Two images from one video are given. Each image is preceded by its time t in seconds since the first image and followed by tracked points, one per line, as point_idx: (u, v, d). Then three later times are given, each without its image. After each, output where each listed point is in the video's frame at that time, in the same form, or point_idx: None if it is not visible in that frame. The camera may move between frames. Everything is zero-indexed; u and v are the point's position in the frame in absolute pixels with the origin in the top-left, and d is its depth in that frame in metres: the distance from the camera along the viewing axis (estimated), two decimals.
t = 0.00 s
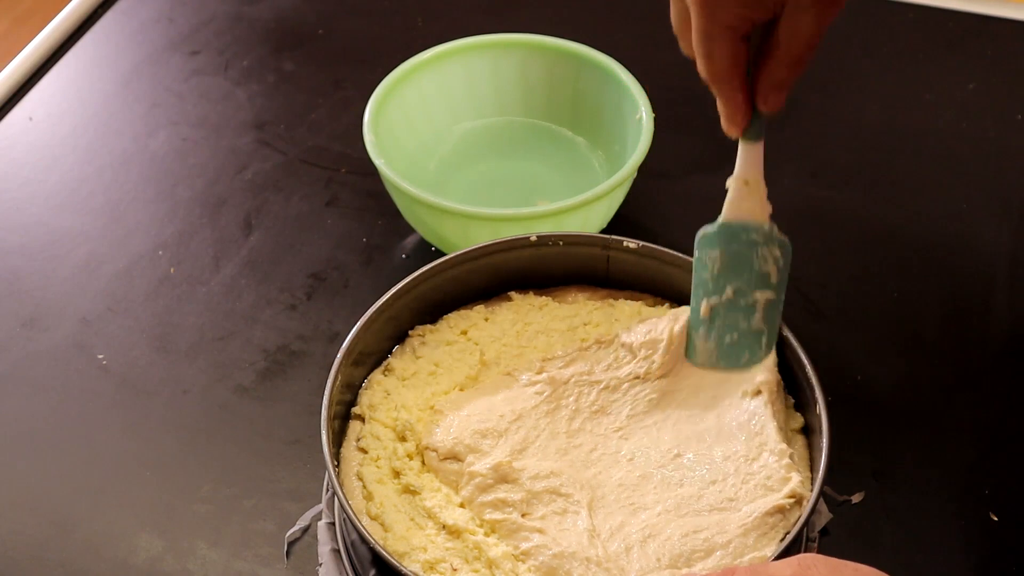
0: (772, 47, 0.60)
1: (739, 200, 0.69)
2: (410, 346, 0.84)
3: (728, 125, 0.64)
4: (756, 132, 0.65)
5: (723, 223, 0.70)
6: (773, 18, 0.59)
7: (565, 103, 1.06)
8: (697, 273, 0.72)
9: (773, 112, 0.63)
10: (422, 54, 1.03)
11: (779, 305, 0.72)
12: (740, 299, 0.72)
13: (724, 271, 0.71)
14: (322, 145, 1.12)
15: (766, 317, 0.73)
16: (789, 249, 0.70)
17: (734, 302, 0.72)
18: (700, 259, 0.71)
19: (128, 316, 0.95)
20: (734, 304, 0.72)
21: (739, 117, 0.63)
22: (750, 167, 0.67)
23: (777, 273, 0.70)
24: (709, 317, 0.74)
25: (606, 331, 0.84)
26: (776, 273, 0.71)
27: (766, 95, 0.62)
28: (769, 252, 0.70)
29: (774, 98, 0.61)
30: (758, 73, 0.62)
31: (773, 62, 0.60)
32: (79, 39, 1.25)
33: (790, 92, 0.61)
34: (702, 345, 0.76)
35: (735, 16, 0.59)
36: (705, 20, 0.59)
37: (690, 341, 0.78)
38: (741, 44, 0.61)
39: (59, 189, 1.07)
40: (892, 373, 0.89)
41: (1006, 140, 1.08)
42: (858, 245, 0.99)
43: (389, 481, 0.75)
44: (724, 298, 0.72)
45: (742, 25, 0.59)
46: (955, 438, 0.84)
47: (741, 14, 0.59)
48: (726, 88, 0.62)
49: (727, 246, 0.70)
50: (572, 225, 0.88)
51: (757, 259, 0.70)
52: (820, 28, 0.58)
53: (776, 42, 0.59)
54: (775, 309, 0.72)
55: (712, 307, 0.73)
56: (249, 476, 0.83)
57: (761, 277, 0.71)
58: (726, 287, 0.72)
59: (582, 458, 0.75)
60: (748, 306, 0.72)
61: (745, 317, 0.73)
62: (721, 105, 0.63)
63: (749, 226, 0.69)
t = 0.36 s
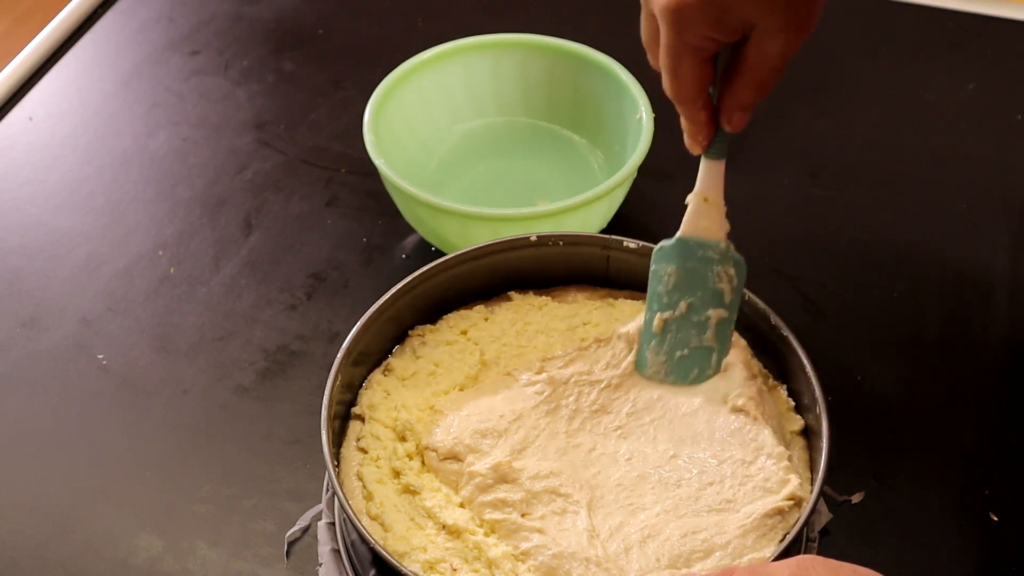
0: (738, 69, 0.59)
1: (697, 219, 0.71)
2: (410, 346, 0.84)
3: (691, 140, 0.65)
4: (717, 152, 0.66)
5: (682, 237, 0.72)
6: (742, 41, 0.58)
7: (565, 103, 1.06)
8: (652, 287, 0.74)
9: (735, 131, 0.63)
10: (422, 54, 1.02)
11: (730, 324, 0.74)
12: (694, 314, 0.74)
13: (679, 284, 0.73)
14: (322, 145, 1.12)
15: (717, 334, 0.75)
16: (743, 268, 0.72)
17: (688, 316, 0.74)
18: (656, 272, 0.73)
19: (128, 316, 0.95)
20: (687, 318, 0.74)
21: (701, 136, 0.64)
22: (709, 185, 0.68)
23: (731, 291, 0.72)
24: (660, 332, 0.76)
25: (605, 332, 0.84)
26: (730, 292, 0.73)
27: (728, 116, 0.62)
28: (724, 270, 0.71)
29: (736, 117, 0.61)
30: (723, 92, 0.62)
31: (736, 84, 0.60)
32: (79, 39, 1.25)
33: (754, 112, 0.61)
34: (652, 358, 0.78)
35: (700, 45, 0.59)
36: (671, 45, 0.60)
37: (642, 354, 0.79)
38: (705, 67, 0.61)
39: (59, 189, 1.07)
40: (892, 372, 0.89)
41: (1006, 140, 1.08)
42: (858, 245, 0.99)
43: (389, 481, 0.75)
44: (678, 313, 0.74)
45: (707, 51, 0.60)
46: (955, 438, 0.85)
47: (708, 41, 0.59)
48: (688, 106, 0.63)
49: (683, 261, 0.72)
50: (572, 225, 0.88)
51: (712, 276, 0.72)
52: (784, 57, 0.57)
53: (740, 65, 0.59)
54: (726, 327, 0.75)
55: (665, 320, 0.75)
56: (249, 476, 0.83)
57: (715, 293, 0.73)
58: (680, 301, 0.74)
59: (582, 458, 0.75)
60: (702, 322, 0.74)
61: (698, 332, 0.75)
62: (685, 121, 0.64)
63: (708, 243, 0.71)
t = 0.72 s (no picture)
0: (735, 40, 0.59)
1: (676, 198, 0.69)
2: (410, 346, 0.84)
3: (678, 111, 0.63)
4: (705, 128, 0.64)
5: (659, 215, 0.69)
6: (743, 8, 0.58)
7: (565, 103, 1.06)
8: (627, 266, 0.73)
9: (723, 107, 0.62)
10: (422, 54, 1.02)
11: (700, 310, 0.73)
12: (664, 299, 0.72)
13: (652, 267, 0.71)
14: (322, 145, 1.12)
15: (687, 318, 0.74)
16: (718, 252, 0.70)
17: (659, 300, 0.72)
18: (632, 251, 0.71)
19: (128, 316, 0.95)
20: (656, 303, 0.73)
21: (688, 109, 0.63)
22: (691, 164, 0.66)
23: (704, 276, 0.71)
24: (631, 314, 0.75)
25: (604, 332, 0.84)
26: (703, 278, 0.71)
27: (717, 89, 0.61)
28: (700, 254, 0.69)
29: (727, 91, 0.60)
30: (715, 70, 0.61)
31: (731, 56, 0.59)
32: (79, 39, 1.25)
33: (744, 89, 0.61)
34: (622, 339, 0.77)
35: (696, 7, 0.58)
36: None
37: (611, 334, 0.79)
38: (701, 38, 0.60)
39: (59, 189, 1.07)
40: (892, 372, 0.89)
41: (1006, 140, 1.08)
42: (858, 246, 0.99)
43: (389, 481, 0.75)
44: (649, 296, 0.72)
45: (705, 20, 0.59)
46: (955, 437, 0.85)
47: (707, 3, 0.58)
48: (680, 76, 0.61)
49: (658, 240, 0.70)
50: (572, 225, 0.88)
51: (687, 261, 0.70)
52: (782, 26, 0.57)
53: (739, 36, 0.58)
54: (695, 312, 0.73)
55: (636, 302, 0.73)
56: (249, 476, 0.83)
57: (686, 279, 0.71)
58: (652, 285, 0.72)
59: (582, 458, 0.75)
60: (671, 306, 0.72)
61: (667, 316, 0.74)
62: (674, 93, 0.63)
63: (687, 223, 0.69)
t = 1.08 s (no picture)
0: None
1: (647, 149, 0.65)
2: (410, 346, 0.84)
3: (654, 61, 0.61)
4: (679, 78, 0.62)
5: (628, 168, 0.65)
6: None
7: (565, 103, 1.06)
8: (590, 220, 0.68)
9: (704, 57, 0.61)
10: (422, 54, 1.02)
11: (664, 267, 0.68)
12: (629, 254, 0.67)
13: (617, 220, 0.66)
14: (322, 145, 1.12)
15: (652, 276, 0.68)
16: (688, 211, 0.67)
17: (622, 256, 0.67)
18: (596, 205, 0.67)
19: (128, 316, 0.95)
20: (620, 258, 0.67)
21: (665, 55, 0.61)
22: (665, 113, 0.64)
23: (671, 233, 0.67)
24: (592, 271, 0.69)
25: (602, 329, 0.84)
26: (671, 234, 0.67)
27: (700, 37, 0.59)
28: (669, 208, 0.66)
29: (708, 41, 0.59)
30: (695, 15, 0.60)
31: None
32: (79, 39, 1.25)
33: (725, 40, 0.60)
34: (579, 295, 0.70)
35: None
36: None
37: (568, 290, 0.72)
38: None
39: (59, 189, 1.07)
40: (891, 372, 0.89)
41: (1006, 140, 1.08)
42: (858, 246, 0.99)
43: (389, 481, 0.75)
44: (611, 251, 0.67)
45: None
46: (954, 437, 0.85)
47: None
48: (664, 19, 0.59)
49: (625, 193, 0.65)
50: (572, 225, 0.88)
51: (655, 216, 0.66)
52: None
53: None
54: (660, 269, 0.68)
55: (597, 258, 0.68)
56: (249, 476, 0.83)
57: (654, 235, 0.66)
58: (616, 239, 0.67)
59: (582, 458, 0.75)
60: (635, 263, 0.67)
61: (631, 275, 0.68)
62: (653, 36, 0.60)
63: (656, 178, 0.65)
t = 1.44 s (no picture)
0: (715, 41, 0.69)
1: (669, 166, 0.71)
2: (413, 346, 0.85)
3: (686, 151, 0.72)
4: (698, 93, 0.71)
5: (653, 185, 0.71)
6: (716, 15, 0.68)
7: (565, 103, 1.06)
8: (614, 242, 0.73)
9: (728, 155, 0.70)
10: (422, 54, 1.02)
11: (687, 289, 0.72)
12: (652, 274, 0.71)
13: (641, 237, 0.71)
14: (322, 145, 1.12)
15: (673, 300, 0.73)
16: (707, 229, 0.72)
17: (645, 277, 0.71)
18: (621, 223, 0.72)
19: (128, 316, 0.95)
20: (643, 279, 0.71)
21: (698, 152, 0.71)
22: (688, 132, 0.70)
23: (693, 251, 0.71)
24: (616, 292, 0.73)
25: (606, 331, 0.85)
26: (693, 251, 0.71)
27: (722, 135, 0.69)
28: (690, 226, 0.70)
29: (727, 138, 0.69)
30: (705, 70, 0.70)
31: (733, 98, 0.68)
32: (78, 39, 1.25)
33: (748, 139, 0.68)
34: (605, 318, 0.75)
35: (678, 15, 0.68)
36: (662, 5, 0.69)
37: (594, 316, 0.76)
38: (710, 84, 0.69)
39: (59, 189, 1.07)
40: (892, 372, 0.89)
41: (1006, 139, 1.08)
42: (858, 245, 0.99)
43: (387, 479, 0.75)
44: (636, 271, 0.71)
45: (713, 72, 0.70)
46: (956, 436, 0.85)
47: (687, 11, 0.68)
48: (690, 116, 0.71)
49: (647, 213, 0.70)
50: (571, 224, 0.88)
51: (677, 233, 0.70)
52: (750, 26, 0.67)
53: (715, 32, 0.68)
54: (682, 292, 0.73)
55: (621, 279, 0.72)
56: (249, 476, 0.83)
57: (676, 251, 0.70)
58: (638, 258, 0.71)
59: (581, 460, 0.75)
60: (657, 283, 0.71)
61: (653, 294, 0.72)
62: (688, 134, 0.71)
63: (678, 195, 0.70)
